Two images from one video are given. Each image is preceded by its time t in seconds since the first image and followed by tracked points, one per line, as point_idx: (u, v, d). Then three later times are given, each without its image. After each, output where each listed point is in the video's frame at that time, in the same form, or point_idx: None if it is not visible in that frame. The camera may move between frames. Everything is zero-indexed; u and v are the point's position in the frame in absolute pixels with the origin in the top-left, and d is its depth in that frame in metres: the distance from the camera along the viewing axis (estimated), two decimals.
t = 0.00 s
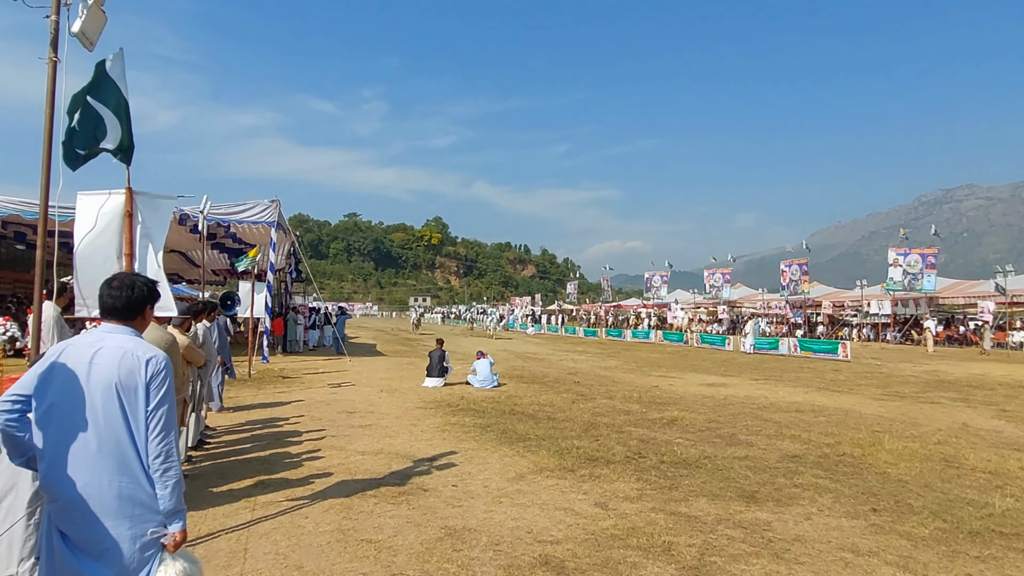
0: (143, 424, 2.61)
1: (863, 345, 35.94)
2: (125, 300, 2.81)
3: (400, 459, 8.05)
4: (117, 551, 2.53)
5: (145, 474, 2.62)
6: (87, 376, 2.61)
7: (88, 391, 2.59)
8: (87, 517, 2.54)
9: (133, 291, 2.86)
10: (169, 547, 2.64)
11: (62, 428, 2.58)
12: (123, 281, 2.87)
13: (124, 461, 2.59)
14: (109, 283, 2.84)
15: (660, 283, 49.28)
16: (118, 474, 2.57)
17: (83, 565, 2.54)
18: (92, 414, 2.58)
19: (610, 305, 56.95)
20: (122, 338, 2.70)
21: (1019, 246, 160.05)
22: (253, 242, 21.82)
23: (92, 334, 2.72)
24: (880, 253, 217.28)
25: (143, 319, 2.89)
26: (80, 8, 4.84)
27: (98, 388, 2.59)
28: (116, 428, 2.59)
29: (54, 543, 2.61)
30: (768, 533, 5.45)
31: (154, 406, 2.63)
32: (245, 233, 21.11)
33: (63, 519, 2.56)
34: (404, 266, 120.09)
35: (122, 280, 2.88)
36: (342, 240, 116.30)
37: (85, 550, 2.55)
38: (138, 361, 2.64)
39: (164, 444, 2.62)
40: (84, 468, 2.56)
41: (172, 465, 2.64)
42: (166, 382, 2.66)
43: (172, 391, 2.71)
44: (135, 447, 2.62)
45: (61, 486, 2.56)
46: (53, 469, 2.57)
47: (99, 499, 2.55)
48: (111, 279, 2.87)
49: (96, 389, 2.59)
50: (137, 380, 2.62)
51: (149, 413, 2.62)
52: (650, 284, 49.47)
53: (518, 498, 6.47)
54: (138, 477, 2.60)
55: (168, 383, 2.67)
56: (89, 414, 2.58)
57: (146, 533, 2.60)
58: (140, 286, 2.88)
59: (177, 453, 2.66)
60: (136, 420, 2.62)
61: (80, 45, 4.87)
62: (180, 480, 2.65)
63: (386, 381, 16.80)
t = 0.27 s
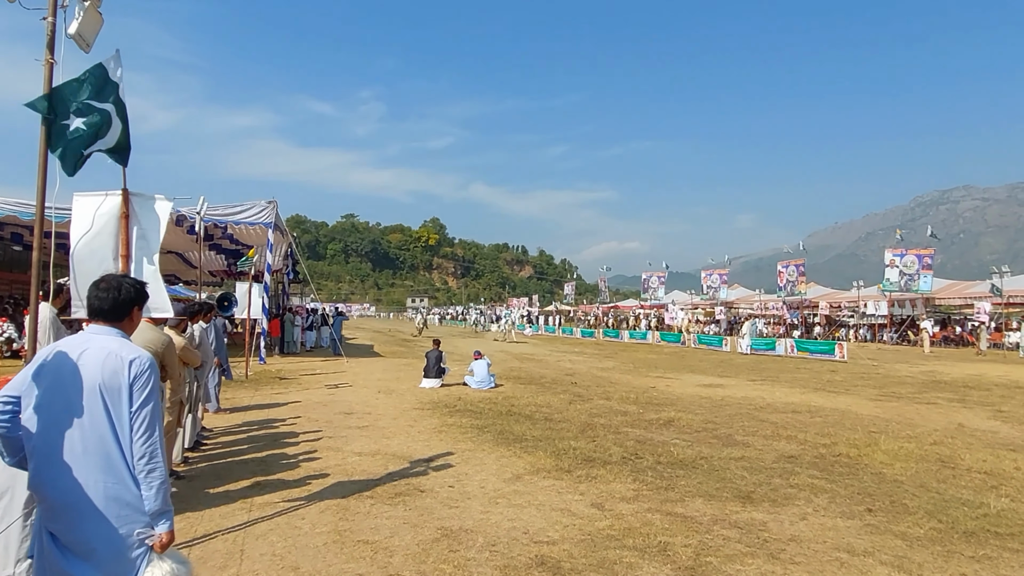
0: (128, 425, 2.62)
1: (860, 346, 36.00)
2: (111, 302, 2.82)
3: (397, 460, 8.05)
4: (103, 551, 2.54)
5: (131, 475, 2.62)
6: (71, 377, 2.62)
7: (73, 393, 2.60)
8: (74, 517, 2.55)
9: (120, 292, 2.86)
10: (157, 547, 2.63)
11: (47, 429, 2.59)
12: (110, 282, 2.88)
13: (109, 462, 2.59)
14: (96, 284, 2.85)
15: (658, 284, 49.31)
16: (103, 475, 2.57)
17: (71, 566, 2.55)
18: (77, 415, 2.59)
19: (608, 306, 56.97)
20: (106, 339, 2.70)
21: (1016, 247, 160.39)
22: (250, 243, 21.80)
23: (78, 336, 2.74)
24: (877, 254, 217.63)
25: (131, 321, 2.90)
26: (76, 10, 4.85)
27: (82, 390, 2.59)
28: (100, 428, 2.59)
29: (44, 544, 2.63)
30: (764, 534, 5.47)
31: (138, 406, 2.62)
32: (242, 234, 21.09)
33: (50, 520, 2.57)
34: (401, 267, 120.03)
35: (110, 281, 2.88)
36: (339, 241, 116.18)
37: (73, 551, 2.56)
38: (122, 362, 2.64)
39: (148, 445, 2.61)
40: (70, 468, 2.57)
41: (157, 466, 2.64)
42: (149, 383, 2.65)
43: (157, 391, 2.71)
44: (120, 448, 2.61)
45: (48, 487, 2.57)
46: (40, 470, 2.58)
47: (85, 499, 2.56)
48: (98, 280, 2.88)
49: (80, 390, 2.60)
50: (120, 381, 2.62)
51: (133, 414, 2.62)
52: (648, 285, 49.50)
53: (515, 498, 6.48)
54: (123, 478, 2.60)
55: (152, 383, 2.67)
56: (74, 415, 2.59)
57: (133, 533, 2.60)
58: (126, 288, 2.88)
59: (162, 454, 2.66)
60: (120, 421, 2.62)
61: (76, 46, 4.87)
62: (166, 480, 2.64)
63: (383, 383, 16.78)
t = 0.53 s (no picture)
0: (106, 425, 2.58)
1: (849, 345, 36.22)
2: (91, 304, 2.80)
3: (388, 461, 8.05)
4: (83, 552, 2.52)
5: (110, 477, 2.59)
6: (49, 378, 2.59)
7: (50, 393, 2.58)
8: (55, 518, 2.54)
9: (100, 294, 2.84)
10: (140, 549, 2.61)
11: (26, 430, 2.58)
12: (90, 283, 2.86)
13: (87, 463, 2.57)
14: (77, 285, 2.83)
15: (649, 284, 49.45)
16: (83, 476, 2.56)
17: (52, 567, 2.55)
18: (54, 417, 2.57)
19: (599, 306, 57.07)
20: (84, 340, 2.68)
21: (1003, 247, 161.84)
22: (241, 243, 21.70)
23: (57, 337, 2.71)
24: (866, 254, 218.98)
25: (112, 322, 2.88)
26: (64, 10, 4.82)
27: (59, 391, 2.57)
28: (79, 430, 2.58)
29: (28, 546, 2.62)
30: (753, 532, 5.50)
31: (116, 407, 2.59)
32: (232, 235, 20.99)
33: (33, 521, 2.57)
34: (393, 267, 119.78)
35: (90, 282, 2.86)
36: (330, 241, 115.78)
37: (56, 553, 2.55)
38: (98, 363, 2.61)
39: (128, 445, 2.59)
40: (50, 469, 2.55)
41: (136, 466, 2.60)
42: (126, 383, 2.61)
43: (135, 391, 2.66)
44: (98, 448, 2.59)
45: (28, 489, 2.56)
46: (20, 472, 2.58)
47: (64, 500, 2.54)
48: (79, 281, 2.86)
49: (57, 392, 2.58)
50: (96, 381, 2.59)
51: (111, 414, 2.59)
52: (639, 286, 49.64)
53: (506, 498, 6.48)
54: (102, 479, 2.57)
55: (129, 383, 2.63)
56: (52, 416, 2.57)
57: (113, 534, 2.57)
58: (107, 288, 2.86)
59: (141, 455, 2.62)
60: (98, 422, 2.59)
61: (64, 45, 4.84)
62: (144, 481, 2.61)
63: (375, 383, 16.75)
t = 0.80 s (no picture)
0: (68, 428, 2.55)
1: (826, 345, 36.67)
2: (56, 305, 2.76)
3: (367, 462, 8.01)
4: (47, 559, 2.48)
5: (73, 482, 2.56)
6: (10, 382, 2.55)
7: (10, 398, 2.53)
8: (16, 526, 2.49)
9: (65, 295, 2.80)
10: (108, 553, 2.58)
11: None
12: (55, 284, 2.81)
13: (50, 469, 2.53)
14: (42, 286, 2.79)
15: (630, 285, 49.67)
16: (45, 482, 2.52)
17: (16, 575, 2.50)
18: (14, 422, 2.52)
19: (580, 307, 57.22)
20: (47, 343, 2.64)
21: (975, 248, 164.95)
22: (219, 244, 21.46)
23: (20, 340, 2.67)
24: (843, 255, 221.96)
25: (77, 323, 2.84)
26: (38, 7, 4.74)
27: (19, 395, 2.53)
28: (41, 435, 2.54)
29: None
30: (731, 530, 5.55)
31: (79, 409, 2.56)
32: (210, 235, 20.73)
33: None
34: (373, 268, 119.07)
35: (55, 282, 2.82)
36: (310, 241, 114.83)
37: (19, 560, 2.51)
38: (61, 365, 2.58)
39: (91, 448, 2.56)
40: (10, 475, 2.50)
41: (100, 469, 2.58)
42: (89, 385, 2.58)
43: (99, 393, 2.64)
44: (61, 452, 2.55)
45: None
46: None
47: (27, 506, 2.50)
48: (43, 282, 2.81)
49: (18, 396, 2.53)
50: (58, 385, 2.56)
51: (73, 417, 2.56)
52: (620, 286, 49.84)
53: (486, 499, 6.48)
54: (65, 484, 2.54)
55: (92, 385, 2.60)
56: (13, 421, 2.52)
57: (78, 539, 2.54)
58: (72, 290, 2.82)
59: (105, 458, 2.59)
60: (61, 426, 2.56)
61: (37, 43, 4.77)
62: (109, 484, 2.58)
63: (355, 385, 16.64)
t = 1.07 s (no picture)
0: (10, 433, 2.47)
1: (790, 344, 37.38)
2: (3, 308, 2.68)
3: (335, 465, 7.92)
4: None
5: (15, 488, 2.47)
6: None
7: None
8: None
9: (13, 297, 2.72)
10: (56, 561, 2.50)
11: None
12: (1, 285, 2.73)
13: None
14: None
15: (599, 285, 50.03)
16: None
17: None
18: None
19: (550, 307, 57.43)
20: None
21: (932, 248, 169.73)
22: (182, 244, 21.03)
23: None
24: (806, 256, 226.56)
25: (26, 327, 2.76)
26: None
27: None
28: None
29: None
30: (697, 526, 5.63)
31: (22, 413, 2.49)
32: (173, 235, 20.31)
33: None
34: (342, 269, 117.88)
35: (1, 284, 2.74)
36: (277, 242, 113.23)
37: None
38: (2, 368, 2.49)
39: (37, 453, 2.49)
40: None
41: (45, 473, 2.51)
42: (34, 388, 2.51)
43: (44, 396, 2.57)
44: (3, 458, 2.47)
45: None
46: None
47: None
48: None
49: None
50: None
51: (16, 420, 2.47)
52: (589, 286, 50.15)
53: (455, 500, 6.47)
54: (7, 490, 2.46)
55: (37, 387, 2.53)
56: None
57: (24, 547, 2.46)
58: (20, 292, 2.74)
59: (49, 462, 2.52)
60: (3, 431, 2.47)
61: None
62: (55, 488, 2.52)
63: (322, 386, 16.45)
